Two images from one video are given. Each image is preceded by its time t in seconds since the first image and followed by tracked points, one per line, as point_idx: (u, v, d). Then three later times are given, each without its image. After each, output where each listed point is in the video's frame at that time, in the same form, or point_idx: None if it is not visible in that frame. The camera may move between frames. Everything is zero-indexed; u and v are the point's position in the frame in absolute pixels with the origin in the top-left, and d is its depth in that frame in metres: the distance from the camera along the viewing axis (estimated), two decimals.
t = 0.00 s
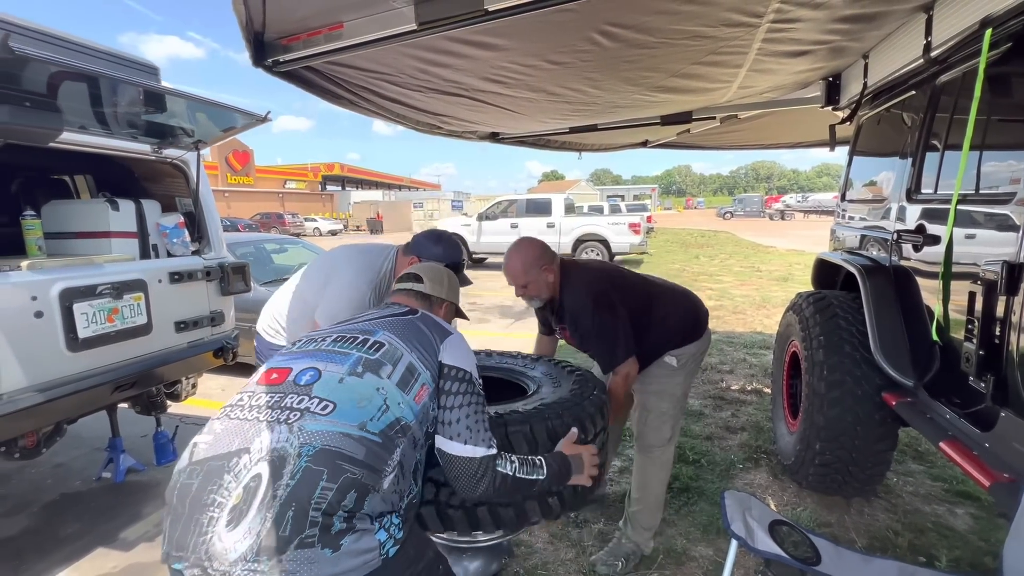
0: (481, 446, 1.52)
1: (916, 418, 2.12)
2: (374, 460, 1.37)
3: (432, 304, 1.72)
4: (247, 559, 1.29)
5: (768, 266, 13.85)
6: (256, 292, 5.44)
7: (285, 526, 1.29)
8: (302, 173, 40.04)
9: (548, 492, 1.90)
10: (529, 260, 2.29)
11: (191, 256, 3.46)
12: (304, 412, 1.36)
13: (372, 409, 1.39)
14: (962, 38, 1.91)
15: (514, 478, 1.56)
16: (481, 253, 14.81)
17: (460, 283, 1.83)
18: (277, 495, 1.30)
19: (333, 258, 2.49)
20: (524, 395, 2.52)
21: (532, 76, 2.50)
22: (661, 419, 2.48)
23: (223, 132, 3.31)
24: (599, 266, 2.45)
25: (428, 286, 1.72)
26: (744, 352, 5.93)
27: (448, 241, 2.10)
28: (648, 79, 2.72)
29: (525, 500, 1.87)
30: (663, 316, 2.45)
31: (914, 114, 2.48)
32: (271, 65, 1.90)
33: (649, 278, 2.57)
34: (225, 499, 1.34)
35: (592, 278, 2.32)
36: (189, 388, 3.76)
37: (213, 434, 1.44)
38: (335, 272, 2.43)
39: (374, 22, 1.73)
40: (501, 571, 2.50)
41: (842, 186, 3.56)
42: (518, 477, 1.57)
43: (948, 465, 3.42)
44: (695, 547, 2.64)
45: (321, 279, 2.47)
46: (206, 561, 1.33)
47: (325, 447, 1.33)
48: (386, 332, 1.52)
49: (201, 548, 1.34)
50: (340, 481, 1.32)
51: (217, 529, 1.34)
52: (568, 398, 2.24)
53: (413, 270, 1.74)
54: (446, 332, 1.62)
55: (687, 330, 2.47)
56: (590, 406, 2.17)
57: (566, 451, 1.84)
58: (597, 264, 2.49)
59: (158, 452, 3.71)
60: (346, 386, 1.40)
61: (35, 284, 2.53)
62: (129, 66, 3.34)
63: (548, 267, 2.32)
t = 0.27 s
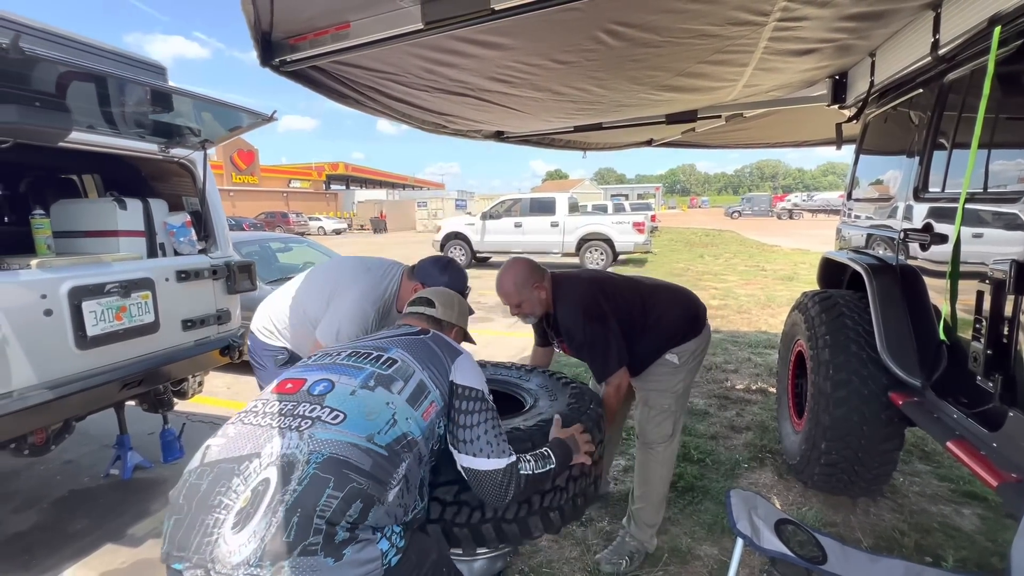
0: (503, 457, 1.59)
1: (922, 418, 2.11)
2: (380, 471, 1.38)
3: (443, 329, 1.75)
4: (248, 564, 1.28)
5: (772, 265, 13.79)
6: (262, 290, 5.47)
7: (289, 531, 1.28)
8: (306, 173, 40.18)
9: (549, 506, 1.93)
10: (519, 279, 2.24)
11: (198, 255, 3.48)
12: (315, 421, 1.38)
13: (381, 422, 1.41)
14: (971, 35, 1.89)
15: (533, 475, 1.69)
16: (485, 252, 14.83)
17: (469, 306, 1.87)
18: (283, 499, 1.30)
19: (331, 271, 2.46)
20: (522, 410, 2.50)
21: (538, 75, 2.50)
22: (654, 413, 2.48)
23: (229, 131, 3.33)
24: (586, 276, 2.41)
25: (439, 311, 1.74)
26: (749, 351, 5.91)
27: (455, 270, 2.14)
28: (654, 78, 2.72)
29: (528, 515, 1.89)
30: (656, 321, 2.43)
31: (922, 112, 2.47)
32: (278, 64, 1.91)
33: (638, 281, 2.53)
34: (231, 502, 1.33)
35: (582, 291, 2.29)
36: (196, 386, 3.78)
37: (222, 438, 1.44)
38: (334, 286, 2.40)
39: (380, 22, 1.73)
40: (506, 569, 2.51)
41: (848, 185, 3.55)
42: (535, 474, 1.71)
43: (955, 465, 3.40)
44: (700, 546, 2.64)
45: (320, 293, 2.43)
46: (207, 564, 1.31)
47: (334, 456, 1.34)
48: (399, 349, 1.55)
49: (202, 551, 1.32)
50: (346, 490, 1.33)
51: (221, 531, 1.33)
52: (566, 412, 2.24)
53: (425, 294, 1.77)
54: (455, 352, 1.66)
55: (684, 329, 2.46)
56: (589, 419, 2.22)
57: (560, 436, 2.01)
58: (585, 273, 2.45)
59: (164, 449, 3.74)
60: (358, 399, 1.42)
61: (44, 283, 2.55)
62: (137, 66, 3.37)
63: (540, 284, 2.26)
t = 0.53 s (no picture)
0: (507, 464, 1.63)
1: (930, 417, 2.09)
2: (391, 473, 1.36)
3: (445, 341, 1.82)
4: (260, 562, 1.25)
5: (779, 263, 13.70)
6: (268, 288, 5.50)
7: (301, 529, 1.25)
8: (312, 171, 40.32)
9: (553, 513, 1.96)
10: (517, 290, 2.22)
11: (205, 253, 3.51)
12: (328, 423, 1.38)
13: (392, 426, 1.41)
14: (982, 31, 1.87)
15: (537, 482, 1.73)
16: (490, 251, 14.83)
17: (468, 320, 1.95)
18: (296, 497, 1.28)
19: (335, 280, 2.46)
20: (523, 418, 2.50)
21: (543, 73, 2.49)
22: (658, 409, 2.46)
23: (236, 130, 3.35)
24: (584, 280, 2.39)
25: (441, 325, 1.82)
26: (755, 350, 5.88)
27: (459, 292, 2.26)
28: (660, 75, 2.70)
29: (532, 523, 1.91)
30: (655, 321, 2.41)
31: (932, 109, 2.44)
32: (285, 64, 1.92)
33: (635, 283, 2.51)
34: (242, 501, 1.32)
35: (580, 297, 2.27)
36: (204, 383, 3.82)
37: (235, 441, 1.44)
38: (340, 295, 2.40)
39: (386, 21, 1.74)
40: (512, 567, 2.51)
41: (856, 183, 3.52)
42: (538, 481, 1.74)
43: (963, 465, 3.37)
44: (706, 545, 2.63)
45: (325, 302, 2.42)
46: (219, 564, 1.29)
47: (346, 456, 1.33)
48: (408, 359, 1.57)
49: (214, 551, 1.30)
50: (358, 489, 1.31)
51: (233, 531, 1.30)
52: (567, 419, 2.25)
53: (427, 309, 1.84)
54: (462, 363, 1.68)
55: (684, 326, 2.44)
56: (590, 425, 2.24)
57: (560, 444, 2.03)
58: (583, 278, 2.43)
59: (173, 446, 3.79)
60: (369, 403, 1.43)
61: (55, 281, 2.58)
62: (145, 66, 3.39)
63: (538, 293, 2.25)
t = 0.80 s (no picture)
0: (515, 467, 1.63)
1: (942, 416, 2.07)
2: (401, 471, 1.35)
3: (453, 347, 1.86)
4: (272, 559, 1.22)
5: (789, 260, 13.57)
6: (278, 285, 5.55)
7: (312, 526, 1.23)
8: (321, 168, 40.53)
9: (560, 521, 1.97)
10: (520, 297, 2.19)
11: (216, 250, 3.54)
12: (340, 422, 1.37)
13: (403, 426, 1.41)
14: (998, 24, 1.84)
15: (545, 487, 1.72)
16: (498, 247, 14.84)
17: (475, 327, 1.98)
18: (308, 494, 1.25)
19: (345, 282, 2.46)
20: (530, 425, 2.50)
21: (551, 70, 2.48)
22: (665, 407, 2.45)
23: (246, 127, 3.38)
24: (587, 283, 2.36)
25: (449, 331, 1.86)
26: (764, 347, 5.84)
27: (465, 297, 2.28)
28: (669, 71, 2.68)
29: (541, 530, 1.93)
30: (660, 323, 2.38)
31: (946, 104, 2.40)
32: (294, 61, 1.93)
33: (639, 283, 2.47)
34: (257, 499, 1.29)
35: (583, 302, 2.24)
36: (215, 378, 3.86)
37: (250, 440, 1.42)
38: (349, 298, 2.40)
39: (394, 19, 1.74)
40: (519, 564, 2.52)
41: (869, 179, 3.48)
42: (546, 487, 1.74)
43: (976, 466, 3.33)
44: (713, 543, 2.62)
45: (333, 303, 2.43)
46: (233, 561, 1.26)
47: (358, 453, 1.31)
48: (418, 361, 1.57)
49: (228, 548, 1.27)
50: (370, 486, 1.29)
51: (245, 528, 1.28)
52: (574, 427, 2.26)
53: (435, 315, 1.89)
54: (471, 367, 1.68)
55: (689, 326, 2.41)
56: (598, 433, 2.24)
57: (567, 454, 2.03)
58: (586, 281, 2.39)
59: (185, 440, 3.84)
60: (381, 403, 1.42)
61: (69, 277, 2.61)
62: (157, 64, 3.43)
63: (541, 300, 2.23)
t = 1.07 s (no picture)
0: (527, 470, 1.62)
1: (962, 416, 2.03)
2: (415, 467, 1.35)
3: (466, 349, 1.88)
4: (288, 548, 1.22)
5: (806, 256, 13.36)
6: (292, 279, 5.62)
7: (328, 517, 1.23)
8: (335, 163, 40.84)
9: (569, 526, 1.98)
10: (528, 303, 2.18)
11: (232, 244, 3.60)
12: (356, 417, 1.38)
13: (417, 423, 1.41)
14: None
15: (555, 491, 1.70)
16: (510, 242, 14.84)
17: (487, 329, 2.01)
18: (324, 486, 1.26)
19: (356, 279, 2.49)
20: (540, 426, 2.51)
21: (564, 63, 2.47)
22: (676, 404, 2.44)
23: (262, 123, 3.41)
24: (595, 285, 2.33)
25: (462, 333, 1.88)
26: (779, 344, 5.77)
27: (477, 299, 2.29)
28: (684, 64, 2.65)
29: (550, 534, 1.94)
30: (670, 322, 2.35)
31: (971, 96, 2.34)
32: (308, 57, 1.94)
33: (649, 282, 2.43)
34: (274, 490, 1.29)
35: (592, 305, 2.21)
36: (231, 370, 3.93)
37: (268, 434, 1.42)
38: (360, 296, 2.42)
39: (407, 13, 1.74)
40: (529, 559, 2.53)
41: (889, 174, 3.40)
42: (556, 490, 1.71)
43: (997, 467, 3.26)
44: (724, 541, 2.61)
45: (345, 300, 2.45)
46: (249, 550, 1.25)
47: (373, 448, 1.31)
48: (432, 362, 1.59)
49: (246, 538, 1.27)
50: (385, 480, 1.29)
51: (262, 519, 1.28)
52: (583, 432, 2.26)
53: (448, 317, 1.91)
54: (483, 368, 1.69)
55: (700, 324, 2.38)
56: (608, 438, 2.24)
57: (578, 458, 2.03)
58: (594, 282, 2.36)
59: (202, 430, 3.92)
60: (395, 400, 1.43)
61: (91, 270, 2.67)
62: (175, 61, 3.48)
63: (549, 305, 2.21)
